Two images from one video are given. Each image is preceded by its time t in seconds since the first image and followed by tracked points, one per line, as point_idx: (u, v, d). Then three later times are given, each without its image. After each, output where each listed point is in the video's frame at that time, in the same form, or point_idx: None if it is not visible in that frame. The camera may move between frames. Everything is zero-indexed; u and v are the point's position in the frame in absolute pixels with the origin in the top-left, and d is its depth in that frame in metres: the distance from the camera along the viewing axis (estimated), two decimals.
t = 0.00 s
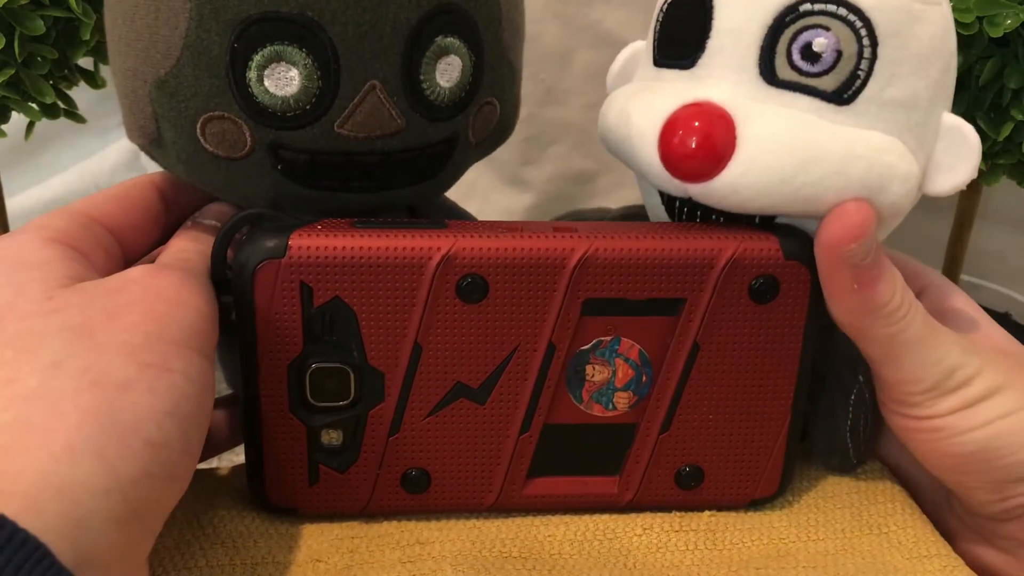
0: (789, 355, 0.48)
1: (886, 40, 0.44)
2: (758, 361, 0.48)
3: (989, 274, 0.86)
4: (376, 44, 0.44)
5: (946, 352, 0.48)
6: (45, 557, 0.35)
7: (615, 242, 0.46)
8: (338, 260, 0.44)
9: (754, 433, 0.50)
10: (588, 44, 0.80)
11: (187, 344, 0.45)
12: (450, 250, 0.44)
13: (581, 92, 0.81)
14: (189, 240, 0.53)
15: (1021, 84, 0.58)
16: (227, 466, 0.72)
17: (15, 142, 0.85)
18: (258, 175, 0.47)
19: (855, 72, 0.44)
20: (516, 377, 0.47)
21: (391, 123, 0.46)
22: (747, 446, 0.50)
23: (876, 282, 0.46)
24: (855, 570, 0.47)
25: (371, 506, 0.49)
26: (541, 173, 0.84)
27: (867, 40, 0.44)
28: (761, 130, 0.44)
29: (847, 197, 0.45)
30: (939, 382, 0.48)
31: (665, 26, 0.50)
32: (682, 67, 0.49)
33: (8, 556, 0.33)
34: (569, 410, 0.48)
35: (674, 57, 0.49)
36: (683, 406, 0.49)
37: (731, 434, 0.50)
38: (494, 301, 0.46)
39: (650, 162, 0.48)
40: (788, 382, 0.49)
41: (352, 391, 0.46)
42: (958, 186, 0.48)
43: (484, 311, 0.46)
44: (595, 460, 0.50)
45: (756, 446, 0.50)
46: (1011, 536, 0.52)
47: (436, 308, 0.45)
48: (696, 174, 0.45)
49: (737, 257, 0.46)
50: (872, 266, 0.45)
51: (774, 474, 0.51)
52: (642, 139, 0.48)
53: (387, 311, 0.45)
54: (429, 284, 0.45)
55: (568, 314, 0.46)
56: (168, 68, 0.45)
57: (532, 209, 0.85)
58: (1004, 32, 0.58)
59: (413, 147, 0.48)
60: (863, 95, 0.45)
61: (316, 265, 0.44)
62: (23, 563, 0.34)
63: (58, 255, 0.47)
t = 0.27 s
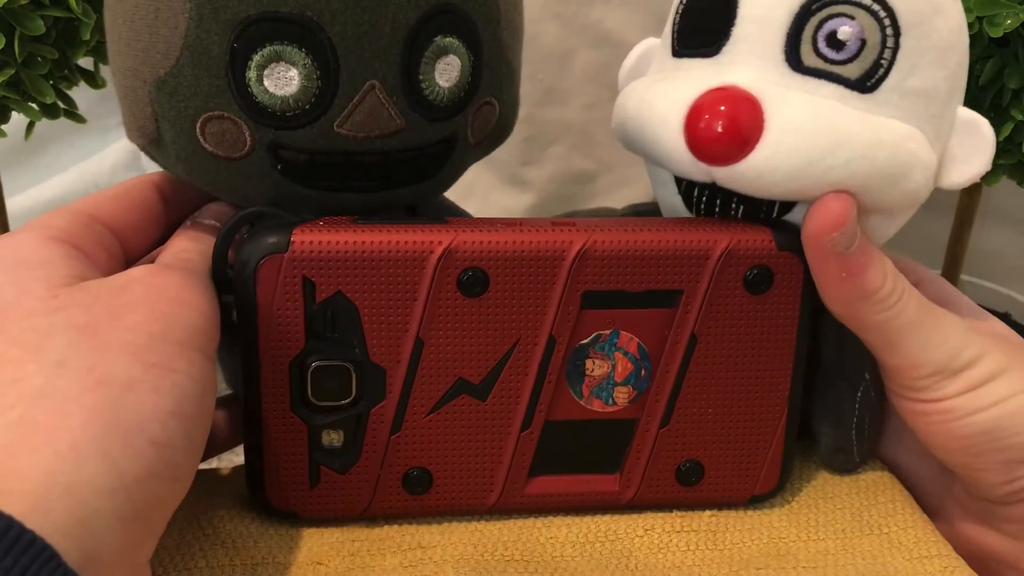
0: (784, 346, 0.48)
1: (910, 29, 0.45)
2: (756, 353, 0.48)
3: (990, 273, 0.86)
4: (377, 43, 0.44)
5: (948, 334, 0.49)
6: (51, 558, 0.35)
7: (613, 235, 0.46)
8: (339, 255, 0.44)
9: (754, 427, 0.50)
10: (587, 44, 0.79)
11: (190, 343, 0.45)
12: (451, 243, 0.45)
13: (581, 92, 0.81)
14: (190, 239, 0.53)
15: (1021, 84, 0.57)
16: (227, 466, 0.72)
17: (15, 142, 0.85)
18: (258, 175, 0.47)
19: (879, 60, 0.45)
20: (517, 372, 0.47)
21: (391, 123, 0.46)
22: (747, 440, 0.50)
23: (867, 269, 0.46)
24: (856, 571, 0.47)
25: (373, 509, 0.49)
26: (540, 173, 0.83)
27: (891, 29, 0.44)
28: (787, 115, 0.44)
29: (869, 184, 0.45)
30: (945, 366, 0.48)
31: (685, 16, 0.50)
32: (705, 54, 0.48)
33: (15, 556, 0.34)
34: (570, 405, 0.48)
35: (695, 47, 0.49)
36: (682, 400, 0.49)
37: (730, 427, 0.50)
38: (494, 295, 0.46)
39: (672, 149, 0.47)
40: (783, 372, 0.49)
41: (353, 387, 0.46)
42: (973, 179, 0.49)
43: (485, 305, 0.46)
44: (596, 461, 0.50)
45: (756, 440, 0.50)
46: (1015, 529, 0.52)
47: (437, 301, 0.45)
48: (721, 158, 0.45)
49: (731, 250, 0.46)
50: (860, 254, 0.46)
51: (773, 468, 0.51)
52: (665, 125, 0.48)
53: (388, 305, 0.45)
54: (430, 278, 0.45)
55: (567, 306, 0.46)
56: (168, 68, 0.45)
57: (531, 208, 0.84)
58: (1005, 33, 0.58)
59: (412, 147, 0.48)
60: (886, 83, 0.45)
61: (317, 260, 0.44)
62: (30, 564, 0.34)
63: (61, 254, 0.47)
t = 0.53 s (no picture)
0: (790, 355, 0.48)
1: (943, 40, 0.44)
2: (759, 360, 0.48)
3: (990, 273, 0.86)
4: (381, 44, 0.44)
5: (963, 338, 0.48)
6: (51, 559, 0.35)
7: (618, 241, 0.46)
8: (341, 259, 0.44)
9: (756, 432, 0.50)
10: (587, 44, 0.79)
11: (192, 342, 0.45)
12: (454, 248, 0.45)
13: (581, 92, 0.81)
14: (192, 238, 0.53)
15: (1021, 85, 0.58)
16: (226, 465, 0.72)
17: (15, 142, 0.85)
18: (262, 174, 0.47)
19: (911, 71, 0.43)
20: (519, 376, 0.47)
21: (396, 122, 0.46)
22: (748, 445, 0.50)
23: (877, 282, 0.46)
24: (856, 571, 0.47)
25: (373, 506, 0.49)
26: (540, 173, 0.83)
27: (924, 39, 0.43)
28: (819, 126, 0.42)
29: (897, 198, 0.44)
30: (960, 371, 0.48)
31: (705, 16, 0.48)
32: (729, 59, 0.46)
33: (17, 557, 0.33)
34: (571, 410, 0.48)
35: (715, 50, 0.47)
36: (685, 405, 0.49)
37: (732, 432, 0.50)
38: (497, 300, 0.46)
39: (695, 159, 0.46)
40: (788, 382, 0.49)
41: (354, 390, 0.46)
42: (995, 190, 0.48)
43: (488, 310, 0.46)
44: (597, 461, 0.50)
45: (757, 444, 0.50)
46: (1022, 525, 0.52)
47: (439, 306, 0.45)
48: (748, 170, 0.43)
49: (739, 258, 0.46)
50: (869, 267, 0.45)
51: (775, 474, 0.51)
52: (688, 132, 0.46)
53: (390, 310, 0.45)
54: (432, 283, 0.45)
55: (571, 312, 0.46)
56: (173, 66, 0.45)
57: (532, 208, 0.84)
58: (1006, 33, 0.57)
59: (416, 145, 0.48)
60: (917, 94, 0.44)
61: (319, 264, 0.44)
62: (31, 565, 0.34)
63: (62, 253, 0.47)
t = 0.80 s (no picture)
0: (791, 358, 0.48)
1: (965, 46, 0.43)
2: (760, 363, 0.48)
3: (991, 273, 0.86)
4: (382, 44, 0.44)
5: (968, 341, 0.49)
6: (52, 559, 0.35)
7: (619, 244, 0.46)
8: (341, 260, 0.44)
9: (756, 434, 0.50)
10: (588, 44, 0.79)
11: (192, 342, 0.45)
12: (454, 250, 0.45)
13: (582, 92, 0.81)
14: (192, 238, 0.53)
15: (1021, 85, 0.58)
16: (226, 465, 0.72)
17: (15, 142, 0.85)
18: (263, 174, 0.47)
19: (932, 77, 0.43)
20: (519, 378, 0.47)
21: (396, 123, 0.46)
22: (748, 447, 0.50)
23: (881, 287, 0.46)
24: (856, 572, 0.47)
25: (372, 505, 0.49)
26: (540, 173, 0.83)
27: (946, 45, 0.43)
28: (839, 131, 0.42)
29: (912, 206, 0.44)
30: (965, 373, 0.49)
31: (721, 13, 0.47)
32: (746, 60, 0.46)
33: (18, 557, 0.33)
34: (570, 411, 0.48)
35: (731, 48, 0.46)
36: (686, 406, 0.49)
37: (732, 434, 0.50)
38: (497, 302, 0.46)
39: (711, 161, 0.45)
40: (789, 385, 0.49)
41: (355, 390, 0.46)
42: (1009, 199, 0.48)
43: (488, 312, 0.46)
44: (597, 461, 0.50)
45: (758, 446, 0.50)
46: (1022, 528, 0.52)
47: (438, 308, 0.45)
48: (766, 174, 0.42)
49: (741, 261, 0.46)
50: (871, 272, 0.45)
51: (775, 475, 0.51)
52: (704, 133, 0.45)
53: (390, 311, 0.45)
54: (432, 284, 0.45)
55: (571, 315, 0.46)
56: (174, 66, 0.45)
57: (532, 208, 0.84)
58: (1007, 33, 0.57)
59: (417, 146, 0.48)
60: (937, 101, 0.43)
61: (319, 265, 0.44)
62: (32, 564, 0.34)
63: (63, 253, 0.47)
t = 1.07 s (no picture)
0: (790, 354, 0.48)
1: (960, 44, 0.43)
2: (760, 360, 0.48)
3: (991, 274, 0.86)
4: (382, 44, 0.44)
5: (973, 338, 0.49)
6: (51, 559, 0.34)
7: (618, 241, 0.46)
8: (342, 258, 0.44)
9: (756, 432, 0.50)
10: (588, 44, 0.79)
11: (192, 342, 0.45)
12: (454, 248, 0.45)
13: (582, 92, 0.81)
14: (192, 238, 0.53)
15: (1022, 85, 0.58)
16: (227, 465, 0.72)
17: (16, 142, 0.85)
18: (263, 175, 0.47)
19: (927, 74, 0.43)
20: (519, 376, 0.47)
21: (396, 123, 0.46)
22: (748, 445, 0.50)
23: (878, 284, 0.46)
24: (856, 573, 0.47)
25: (373, 505, 0.49)
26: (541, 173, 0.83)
27: (942, 43, 0.42)
28: (836, 128, 0.42)
29: (909, 201, 0.44)
30: (971, 370, 0.48)
31: (720, 10, 0.47)
32: (744, 56, 0.45)
33: (18, 556, 0.33)
34: (570, 409, 0.48)
35: (728, 45, 0.46)
36: (686, 405, 0.49)
37: (731, 432, 0.50)
38: (496, 300, 0.46)
39: (708, 156, 0.45)
40: (788, 381, 0.49)
41: (355, 388, 0.46)
42: (1002, 195, 0.48)
43: (488, 310, 0.46)
44: (597, 461, 0.50)
45: (757, 444, 0.50)
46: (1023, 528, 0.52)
47: (438, 306, 0.45)
48: (763, 170, 0.42)
49: (739, 257, 0.46)
50: (869, 270, 0.45)
51: (775, 473, 0.51)
52: (701, 129, 0.45)
53: (390, 309, 0.45)
54: (433, 282, 0.45)
55: (571, 312, 0.46)
56: (174, 67, 0.45)
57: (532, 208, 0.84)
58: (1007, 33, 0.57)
59: (418, 146, 0.48)
60: (932, 98, 0.43)
61: (320, 263, 0.44)
62: (31, 565, 0.34)
63: (63, 253, 0.47)
